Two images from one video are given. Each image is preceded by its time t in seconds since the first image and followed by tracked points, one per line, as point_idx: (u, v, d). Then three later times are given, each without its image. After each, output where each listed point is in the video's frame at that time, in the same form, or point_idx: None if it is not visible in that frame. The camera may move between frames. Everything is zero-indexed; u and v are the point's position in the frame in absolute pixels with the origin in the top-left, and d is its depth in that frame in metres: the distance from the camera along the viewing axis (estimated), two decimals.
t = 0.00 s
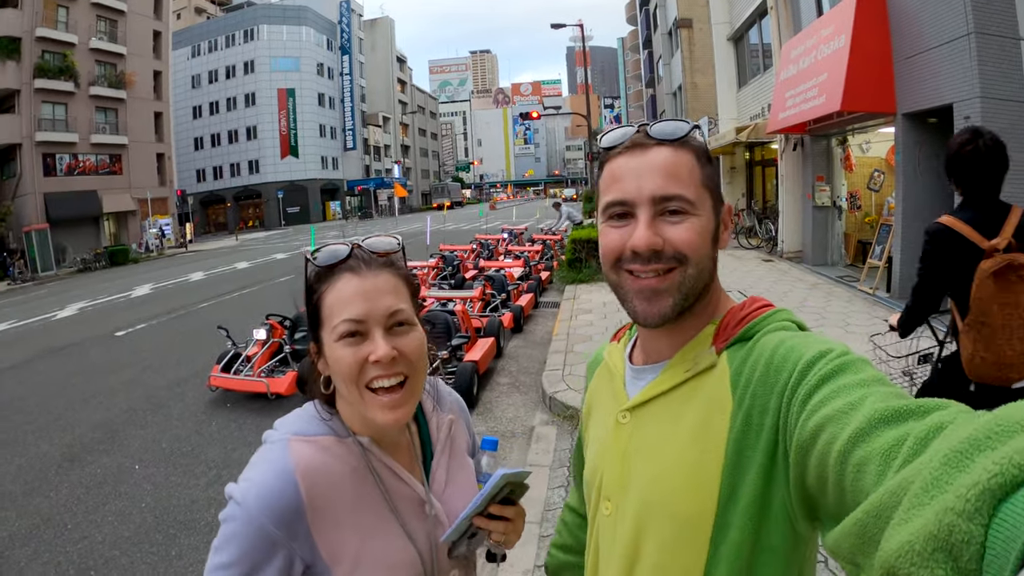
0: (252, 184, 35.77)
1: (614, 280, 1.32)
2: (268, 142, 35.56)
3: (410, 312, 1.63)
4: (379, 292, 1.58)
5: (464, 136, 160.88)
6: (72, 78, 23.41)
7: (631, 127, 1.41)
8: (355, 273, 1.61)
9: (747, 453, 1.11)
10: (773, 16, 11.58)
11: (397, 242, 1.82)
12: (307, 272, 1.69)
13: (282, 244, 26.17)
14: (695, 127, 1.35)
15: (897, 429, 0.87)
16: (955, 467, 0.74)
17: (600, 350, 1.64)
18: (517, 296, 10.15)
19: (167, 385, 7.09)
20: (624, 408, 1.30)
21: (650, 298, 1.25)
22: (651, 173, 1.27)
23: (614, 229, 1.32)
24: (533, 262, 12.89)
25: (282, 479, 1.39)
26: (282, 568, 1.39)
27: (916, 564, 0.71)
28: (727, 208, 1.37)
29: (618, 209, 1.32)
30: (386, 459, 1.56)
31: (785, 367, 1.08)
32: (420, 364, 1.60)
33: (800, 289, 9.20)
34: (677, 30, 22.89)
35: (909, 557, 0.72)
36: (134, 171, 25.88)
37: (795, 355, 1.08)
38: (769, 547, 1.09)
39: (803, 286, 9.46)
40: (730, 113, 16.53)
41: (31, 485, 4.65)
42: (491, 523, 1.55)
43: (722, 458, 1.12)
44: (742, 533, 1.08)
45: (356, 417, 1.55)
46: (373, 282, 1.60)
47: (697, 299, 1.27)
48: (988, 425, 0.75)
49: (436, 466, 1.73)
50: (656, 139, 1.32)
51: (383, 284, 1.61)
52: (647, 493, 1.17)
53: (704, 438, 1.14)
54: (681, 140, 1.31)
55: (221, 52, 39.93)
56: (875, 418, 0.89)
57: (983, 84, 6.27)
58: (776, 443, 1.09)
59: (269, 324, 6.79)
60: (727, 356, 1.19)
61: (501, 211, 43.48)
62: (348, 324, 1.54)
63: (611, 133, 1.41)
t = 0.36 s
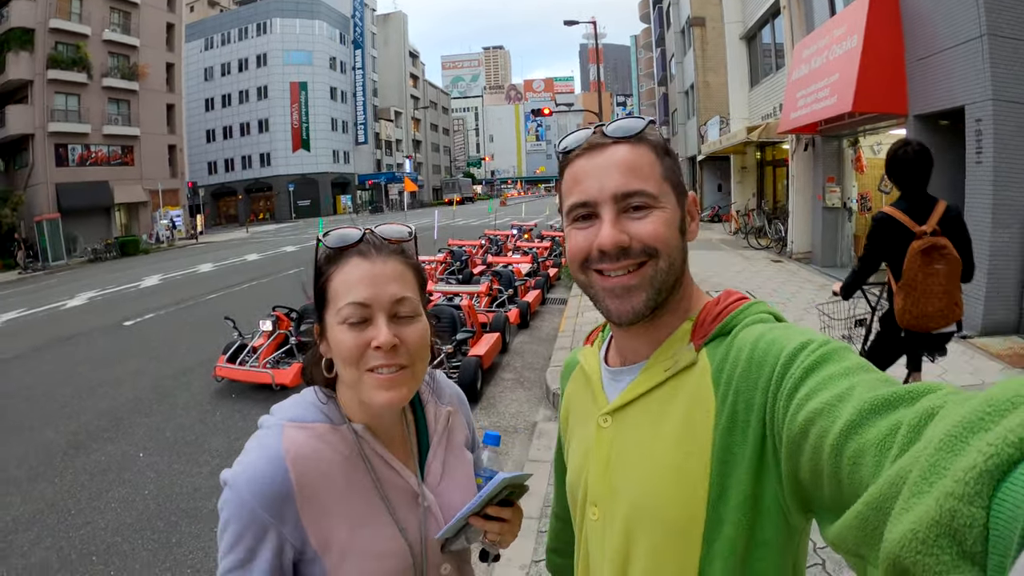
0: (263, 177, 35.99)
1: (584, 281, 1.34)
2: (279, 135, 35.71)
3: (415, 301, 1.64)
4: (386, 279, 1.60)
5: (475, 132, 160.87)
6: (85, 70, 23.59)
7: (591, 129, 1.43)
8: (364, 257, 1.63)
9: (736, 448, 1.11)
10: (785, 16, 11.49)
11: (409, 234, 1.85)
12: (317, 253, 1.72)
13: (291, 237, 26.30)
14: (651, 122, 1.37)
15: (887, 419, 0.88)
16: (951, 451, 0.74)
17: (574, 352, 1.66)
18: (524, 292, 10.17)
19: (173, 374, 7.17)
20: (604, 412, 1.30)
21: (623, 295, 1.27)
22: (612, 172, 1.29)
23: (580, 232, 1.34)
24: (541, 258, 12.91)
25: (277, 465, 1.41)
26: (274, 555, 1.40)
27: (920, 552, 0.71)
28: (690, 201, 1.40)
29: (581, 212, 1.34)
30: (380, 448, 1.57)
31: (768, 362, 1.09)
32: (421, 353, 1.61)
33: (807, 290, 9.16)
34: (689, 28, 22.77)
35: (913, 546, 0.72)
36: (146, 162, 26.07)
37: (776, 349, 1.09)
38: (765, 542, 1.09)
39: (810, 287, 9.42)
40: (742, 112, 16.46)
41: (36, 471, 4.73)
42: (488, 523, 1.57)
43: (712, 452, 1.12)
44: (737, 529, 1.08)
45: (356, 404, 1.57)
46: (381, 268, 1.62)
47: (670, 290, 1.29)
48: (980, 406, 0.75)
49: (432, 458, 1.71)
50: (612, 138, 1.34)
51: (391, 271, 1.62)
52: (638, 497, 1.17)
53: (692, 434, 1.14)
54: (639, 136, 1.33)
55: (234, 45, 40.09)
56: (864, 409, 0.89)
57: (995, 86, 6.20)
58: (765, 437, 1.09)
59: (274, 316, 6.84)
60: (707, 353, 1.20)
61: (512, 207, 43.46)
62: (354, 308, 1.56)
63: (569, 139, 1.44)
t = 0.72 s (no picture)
0: (269, 177, 36.11)
1: (592, 275, 1.35)
2: (285, 135, 35.80)
3: (450, 292, 1.62)
4: (423, 269, 1.59)
5: (481, 132, 160.89)
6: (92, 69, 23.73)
7: (605, 121, 1.43)
8: (407, 248, 1.64)
9: (731, 450, 1.11)
10: (791, 16, 11.46)
11: (457, 228, 1.82)
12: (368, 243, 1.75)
13: (297, 236, 26.36)
14: (664, 118, 1.37)
15: (885, 432, 0.87)
16: (948, 467, 0.74)
17: (576, 344, 1.67)
18: (529, 292, 10.16)
19: (178, 373, 7.21)
20: (601, 404, 1.31)
21: (630, 291, 1.28)
22: (624, 167, 1.29)
23: (590, 224, 1.34)
24: (547, 258, 12.90)
25: (311, 432, 1.45)
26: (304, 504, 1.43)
27: (911, 566, 0.72)
28: (702, 198, 1.40)
29: (592, 205, 1.34)
30: (408, 427, 1.55)
31: (769, 365, 1.08)
32: (449, 343, 1.59)
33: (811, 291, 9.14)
34: (695, 29, 22.72)
35: (903, 560, 0.73)
36: (152, 161, 26.20)
37: (780, 353, 1.09)
38: (751, 547, 1.10)
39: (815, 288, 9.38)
40: (748, 113, 16.41)
41: (41, 468, 4.76)
42: (495, 511, 1.50)
43: (707, 454, 1.12)
44: (725, 533, 1.09)
45: (389, 383, 1.57)
46: (421, 259, 1.62)
47: (678, 287, 1.29)
48: (978, 425, 0.75)
49: (459, 439, 1.64)
50: (625, 132, 1.34)
51: (430, 262, 1.62)
52: (628, 495, 1.18)
53: (687, 434, 1.14)
54: (652, 131, 1.34)
55: (240, 45, 40.25)
56: (863, 420, 0.89)
57: (1001, 87, 6.18)
58: (762, 442, 1.09)
59: (279, 315, 6.83)
60: (707, 354, 1.19)
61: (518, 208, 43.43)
62: (390, 293, 1.57)
63: (583, 133, 1.45)
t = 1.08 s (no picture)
0: (273, 176, 36.19)
1: (597, 273, 1.35)
2: (290, 134, 35.89)
3: (467, 291, 1.63)
4: (442, 267, 1.60)
5: (485, 132, 160.86)
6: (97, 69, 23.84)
7: (610, 121, 1.43)
8: (427, 246, 1.65)
9: (736, 450, 1.11)
10: (796, 15, 11.44)
11: (474, 227, 1.82)
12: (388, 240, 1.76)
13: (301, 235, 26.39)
14: (670, 117, 1.37)
15: (891, 433, 0.87)
16: (954, 466, 0.74)
17: (583, 344, 1.67)
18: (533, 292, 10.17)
19: (183, 371, 7.24)
20: (607, 403, 1.31)
21: (635, 288, 1.28)
22: (629, 164, 1.29)
23: (594, 223, 1.35)
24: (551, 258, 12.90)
25: (325, 425, 1.47)
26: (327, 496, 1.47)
27: (916, 566, 0.72)
28: (708, 197, 1.40)
29: (598, 202, 1.35)
30: (420, 425, 1.55)
31: (775, 366, 1.08)
32: (464, 341, 1.58)
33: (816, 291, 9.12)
34: (700, 29, 22.69)
35: (910, 560, 0.73)
36: (157, 160, 26.30)
37: (785, 354, 1.09)
38: (756, 548, 1.10)
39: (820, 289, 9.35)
40: (753, 113, 16.38)
41: (46, 466, 4.78)
42: (508, 512, 1.47)
43: (712, 452, 1.12)
44: (728, 533, 1.09)
45: (404, 380, 1.58)
46: (439, 257, 1.63)
47: (682, 286, 1.29)
48: (984, 423, 0.75)
49: (473, 436, 1.63)
50: (631, 130, 1.34)
51: (448, 261, 1.62)
52: (632, 494, 1.18)
53: (691, 432, 1.14)
54: (658, 130, 1.33)
55: (245, 44, 40.37)
56: (869, 420, 0.89)
57: (1006, 87, 6.16)
58: (767, 441, 1.09)
59: (285, 314, 6.80)
60: (712, 353, 1.19)
61: (523, 207, 43.39)
62: (408, 290, 1.58)
63: (587, 131, 1.44)
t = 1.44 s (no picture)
0: (277, 173, 36.21)
1: (613, 274, 1.35)
2: (293, 131, 35.91)
3: (458, 293, 1.58)
4: (430, 267, 1.56)
5: (489, 130, 160.65)
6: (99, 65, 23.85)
7: (621, 122, 1.44)
8: (414, 246, 1.62)
9: (756, 450, 1.10)
10: (801, 15, 11.39)
11: (465, 228, 1.82)
12: (372, 241, 1.73)
13: (304, 232, 26.38)
14: (683, 115, 1.36)
15: (911, 430, 0.86)
16: (977, 463, 0.73)
17: (599, 346, 1.67)
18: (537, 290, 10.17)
19: (186, 368, 7.26)
20: (624, 404, 1.31)
21: (653, 288, 1.28)
22: (644, 164, 1.29)
23: (609, 224, 1.35)
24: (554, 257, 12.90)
25: (307, 449, 1.41)
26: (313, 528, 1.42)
27: (941, 565, 0.72)
28: (721, 194, 1.39)
29: (612, 203, 1.35)
30: (412, 444, 1.51)
31: (795, 365, 1.08)
32: (457, 349, 1.54)
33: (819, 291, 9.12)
34: (703, 27, 22.62)
35: (936, 559, 0.73)
36: (160, 157, 26.32)
37: (804, 353, 1.08)
38: (777, 548, 1.10)
39: (824, 289, 9.33)
40: (757, 112, 16.34)
41: (50, 462, 4.80)
42: (512, 534, 1.45)
43: (731, 450, 1.12)
44: (747, 532, 1.09)
45: (391, 394, 1.53)
46: (428, 257, 1.59)
47: (699, 286, 1.29)
48: (1006, 417, 0.74)
49: (469, 453, 1.60)
50: (645, 130, 1.34)
51: (437, 262, 1.59)
52: (649, 496, 1.18)
53: (709, 433, 1.14)
54: (671, 129, 1.33)
55: (248, 41, 40.35)
56: (889, 417, 0.88)
57: (1011, 88, 6.13)
58: (788, 441, 1.08)
59: (288, 311, 6.83)
60: (731, 352, 1.19)
61: (526, 205, 43.35)
62: (394, 293, 1.53)
63: (600, 132, 1.44)
